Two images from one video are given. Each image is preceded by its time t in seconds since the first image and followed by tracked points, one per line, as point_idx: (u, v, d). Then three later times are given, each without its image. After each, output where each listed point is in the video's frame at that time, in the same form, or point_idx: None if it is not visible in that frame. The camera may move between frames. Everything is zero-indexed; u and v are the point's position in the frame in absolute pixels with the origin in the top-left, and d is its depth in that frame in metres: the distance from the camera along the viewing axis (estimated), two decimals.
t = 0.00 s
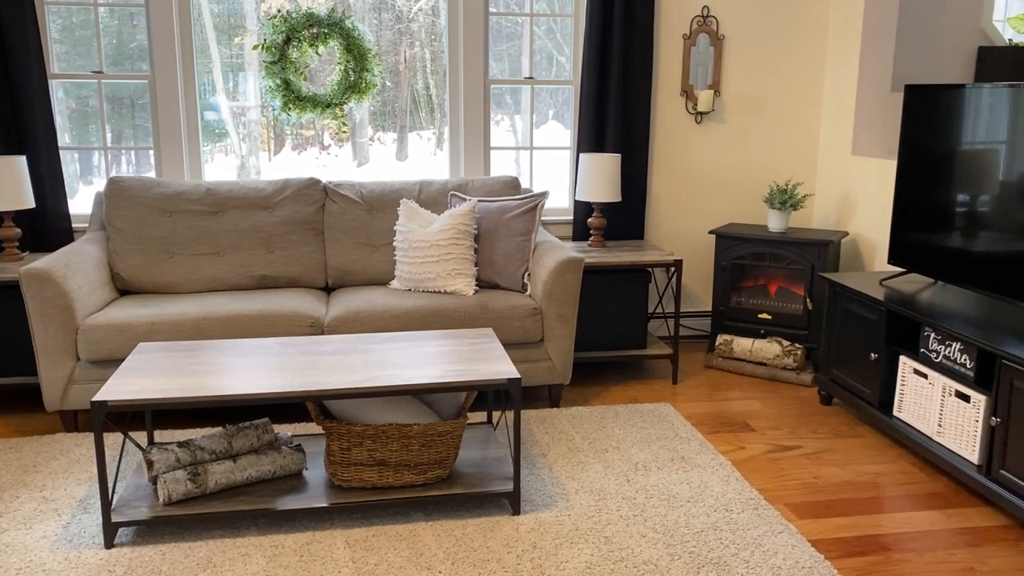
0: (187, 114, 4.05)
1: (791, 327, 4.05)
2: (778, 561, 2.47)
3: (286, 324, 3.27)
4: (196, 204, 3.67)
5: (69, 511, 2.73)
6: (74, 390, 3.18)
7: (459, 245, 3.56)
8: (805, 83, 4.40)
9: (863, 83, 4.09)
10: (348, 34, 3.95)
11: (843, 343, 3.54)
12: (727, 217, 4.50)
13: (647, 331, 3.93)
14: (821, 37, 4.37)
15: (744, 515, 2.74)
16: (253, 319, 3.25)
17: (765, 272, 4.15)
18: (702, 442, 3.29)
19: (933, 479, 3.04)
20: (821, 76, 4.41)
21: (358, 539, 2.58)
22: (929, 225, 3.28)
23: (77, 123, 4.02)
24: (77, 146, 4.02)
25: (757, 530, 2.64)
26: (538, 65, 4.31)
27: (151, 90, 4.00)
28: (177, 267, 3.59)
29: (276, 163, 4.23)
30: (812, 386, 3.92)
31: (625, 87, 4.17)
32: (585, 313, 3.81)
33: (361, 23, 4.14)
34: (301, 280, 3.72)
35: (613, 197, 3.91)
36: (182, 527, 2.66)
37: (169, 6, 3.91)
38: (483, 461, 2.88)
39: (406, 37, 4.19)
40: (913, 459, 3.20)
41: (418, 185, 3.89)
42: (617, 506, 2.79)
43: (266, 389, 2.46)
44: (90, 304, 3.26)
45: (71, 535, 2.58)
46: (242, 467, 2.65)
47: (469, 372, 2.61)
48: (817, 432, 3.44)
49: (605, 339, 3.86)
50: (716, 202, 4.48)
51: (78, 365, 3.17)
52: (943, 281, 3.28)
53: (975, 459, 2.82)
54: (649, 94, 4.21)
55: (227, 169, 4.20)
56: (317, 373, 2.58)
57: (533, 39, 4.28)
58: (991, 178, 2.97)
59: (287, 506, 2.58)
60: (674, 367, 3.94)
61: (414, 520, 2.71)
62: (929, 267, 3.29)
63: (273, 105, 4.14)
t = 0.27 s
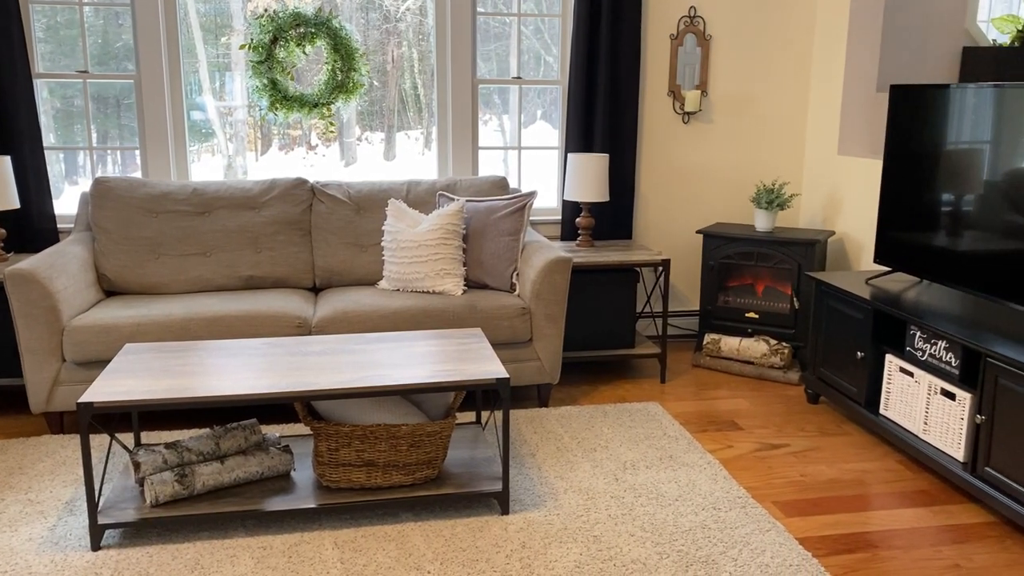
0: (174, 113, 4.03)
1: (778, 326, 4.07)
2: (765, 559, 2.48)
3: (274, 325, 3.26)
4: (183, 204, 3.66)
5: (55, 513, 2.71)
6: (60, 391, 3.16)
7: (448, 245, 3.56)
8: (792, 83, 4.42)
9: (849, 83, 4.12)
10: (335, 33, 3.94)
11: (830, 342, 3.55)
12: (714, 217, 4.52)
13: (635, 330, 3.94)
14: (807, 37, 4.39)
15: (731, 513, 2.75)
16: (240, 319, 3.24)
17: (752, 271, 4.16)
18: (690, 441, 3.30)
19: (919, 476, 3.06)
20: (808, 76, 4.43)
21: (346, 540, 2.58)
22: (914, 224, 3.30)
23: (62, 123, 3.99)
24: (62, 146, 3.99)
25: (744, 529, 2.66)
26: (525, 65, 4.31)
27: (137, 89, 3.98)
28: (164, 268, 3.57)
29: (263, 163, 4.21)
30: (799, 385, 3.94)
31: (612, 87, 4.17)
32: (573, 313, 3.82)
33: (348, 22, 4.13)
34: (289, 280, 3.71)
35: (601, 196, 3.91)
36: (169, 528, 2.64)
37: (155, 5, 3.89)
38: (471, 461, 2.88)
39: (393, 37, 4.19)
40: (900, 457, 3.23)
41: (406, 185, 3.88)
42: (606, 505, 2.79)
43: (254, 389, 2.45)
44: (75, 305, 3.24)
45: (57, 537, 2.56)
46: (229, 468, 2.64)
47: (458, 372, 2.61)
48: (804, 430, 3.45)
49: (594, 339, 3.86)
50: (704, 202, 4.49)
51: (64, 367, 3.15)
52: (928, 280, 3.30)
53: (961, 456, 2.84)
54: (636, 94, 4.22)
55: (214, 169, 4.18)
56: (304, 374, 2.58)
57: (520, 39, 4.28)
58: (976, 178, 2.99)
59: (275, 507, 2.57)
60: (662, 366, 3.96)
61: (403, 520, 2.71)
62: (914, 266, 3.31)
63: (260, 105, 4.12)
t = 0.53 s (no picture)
0: (160, 113, 4.01)
1: (766, 325, 4.08)
2: (753, 558, 2.49)
3: (261, 325, 3.25)
4: (169, 205, 3.64)
5: (41, 516, 2.69)
6: (46, 393, 3.14)
7: (436, 245, 3.56)
8: (778, 83, 4.44)
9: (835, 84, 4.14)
10: (322, 33, 3.93)
11: (817, 340, 3.57)
12: (701, 216, 4.54)
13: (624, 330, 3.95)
14: (794, 38, 4.41)
15: (719, 511, 2.76)
16: (227, 320, 3.23)
17: (739, 271, 4.18)
18: (678, 440, 3.31)
19: (905, 474, 3.08)
20: (794, 76, 4.45)
21: (334, 541, 2.57)
22: (900, 223, 3.32)
23: (46, 123, 3.96)
24: (46, 146, 3.97)
25: (732, 527, 2.67)
26: (513, 65, 4.31)
27: (123, 89, 3.96)
28: (150, 268, 3.55)
29: (250, 163, 4.20)
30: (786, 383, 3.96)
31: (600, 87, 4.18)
32: (561, 313, 3.82)
33: (335, 22, 4.12)
34: (276, 281, 3.70)
35: (589, 196, 3.92)
36: (156, 530, 2.63)
37: (140, 4, 3.87)
38: (460, 461, 2.88)
39: (381, 37, 4.18)
40: (886, 455, 3.25)
41: (393, 185, 3.88)
42: (595, 504, 2.80)
43: (241, 390, 2.44)
44: (61, 306, 3.22)
45: (43, 540, 2.54)
46: (216, 469, 2.63)
47: (446, 372, 2.60)
48: (792, 428, 3.47)
49: (582, 339, 3.87)
50: (691, 201, 4.51)
51: (50, 368, 3.13)
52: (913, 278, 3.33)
53: (946, 454, 2.86)
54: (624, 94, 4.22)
55: (201, 169, 4.16)
56: (292, 374, 2.57)
57: (508, 38, 4.28)
58: (961, 177, 3.01)
59: (263, 508, 2.56)
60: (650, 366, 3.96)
61: (392, 521, 2.70)
62: (900, 265, 3.33)
63: (246, 105, 4.11)
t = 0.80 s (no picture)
0: (146, 113, 3.99)
1: (753, 324, 4.10)
2: (741, 556, 2.50)
3: (248, 326, 3.23)
4: (155, 205, 3.62)
5: (26, 519, 2.67)
6: (31, 394, 3.12)
7: (424, 245, 3.55)
8: (765, 84, 4.46)
9: (821, 84, 4.16)
10: (310, 33, 3.92)
11: (803, 340, 3.59)
12: (689, 216, 4.55)
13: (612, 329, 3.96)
14: (780, 38, 4.43)
15: (708, 510, 2.77)
16: (214, 321, 3.21)
17: (726, 270, 4.19)
18: (666, 439, 3.32)
19: (891, 472, 3.10)
20: (781, 77, 4.47)
21: (323, 542, 2.57)
22: (886, 222, 3.34)
23: (31, 123, 3.93)
24: (31, 146, 3.94)
25: (720, 526, 2.68)
26: (500, 65, 4.31)
27: (108, 89, 3.93)
28: (136, 269, 3.53)
29: (237, 163, 4.18)
30: (774, 382, 3.98)
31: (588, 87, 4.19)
32: (549, 312, 3.83)
33: (322, 22, 4.12)
34: (263, 281, 3.68)
35: (576, 196, 3.92)
36: (143, 532, 2.62)
37: (126, 4, 3.85)
38: (449, 461, 2.88)
39: (368, 36, 4.17)
40: (872, 453, 3.26)
41: (381, 185, 3.87)
42: (583, 504, 2.80)
43: (228, 391, 2.43)
44: (46, 307, 3.19)
45: (28, 543, 2.53)
46: (204, 471, 2.62)
47: (435, 372, 2.60)
48: (779, 427, 3.49)
49: (570, 338, 3.88)
50: (678, 201, 4.52)
51: (35, 370, 3.11)
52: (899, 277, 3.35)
53: (932, 452, 2.88)
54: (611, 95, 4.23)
55: (187, 169, 4.14)
56: (280, 375, 2.56)
57: (496, 38, 4.28)
58: (946, 177, 3.03)
59: (251, 509, 2.55)
60: (638, 365, 3.98)
61: (380, 521, 2.70)
62: (885, 264, 3.35)
63: (233, 105, 4.09)
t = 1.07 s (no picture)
0: (131, 113, 3.97)
1: (741, 324, 4.12)
2: (729, 555, 2.51)
3: (235, 327, 3.22)
4: (141, 205, 3.60)
5: (11, 522, 2.65)
6: (15, 396, 3.09)
7: (412, 245, 3.55)
8: (752, 84, 4.48)
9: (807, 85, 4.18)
10: (297, 32, 3.90)
11: (791, 339, 3.60)
12: (677, 216, 4.56)
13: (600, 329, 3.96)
14: (767, 39, 4.45)
15: (696, 509, 2.78)
16: (201, 322, 3.20)
17: (713, 270, 4.21)
18: (655, 438, 3.33)
19: (878, 470, 3.12)
20: (767, 77, 4.49)
21: (311, 543, 2.56)
22: (872, 222, 3.36)
23: (15, 123, 3.91)
24: (15, 146, 3.91)
25: (708, 524, 2.68)
26: (488, 65, 4.31)
27: (94, 89, 3.91)
28: (122, 270, 3.51)
29: (224, 163, 4.16)
30: (761, 381, 3.99)
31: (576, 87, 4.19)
32: (538, 312, 3.83)
33: (309, 22, 4.11)
34: (251, 282, 3.67)
35: (565, 196, 3.93)
36: (130, 535, 2.60)
37: (111, 3, 3.83)
38: (437, 461, 2.88)
39: (355, 36, 4.16)
40: (859, 451, 3.28)
41: (369, 185, 3.86)
42: (572, 503, 2.81)
43: (215, 392, 2.42)
44: (31, 308, 3.17)
45: (13, 546, 2.51)
46: (191, 473, 2.61)
47: (423, 373, 2.60)
48: (766, 426, 3.50)
49: (559, 338, 3.88)
50: (666, 201, 4.53)
51: (19, 372, 3.09)
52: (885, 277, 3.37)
53: (918, 450, 2.90)
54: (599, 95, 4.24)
55: (174, 170, 4.13)
56: (267, 376, 2.55)
57: (484, 38, 4.28)
58: (931, 176, 3.05)
59: (238, 511, 2.54)
60: (627, 365, 3.98)
61: (369, 522, 2.69)
62: (872, 263, 3.37)
63: (220, 105, 4.07)
